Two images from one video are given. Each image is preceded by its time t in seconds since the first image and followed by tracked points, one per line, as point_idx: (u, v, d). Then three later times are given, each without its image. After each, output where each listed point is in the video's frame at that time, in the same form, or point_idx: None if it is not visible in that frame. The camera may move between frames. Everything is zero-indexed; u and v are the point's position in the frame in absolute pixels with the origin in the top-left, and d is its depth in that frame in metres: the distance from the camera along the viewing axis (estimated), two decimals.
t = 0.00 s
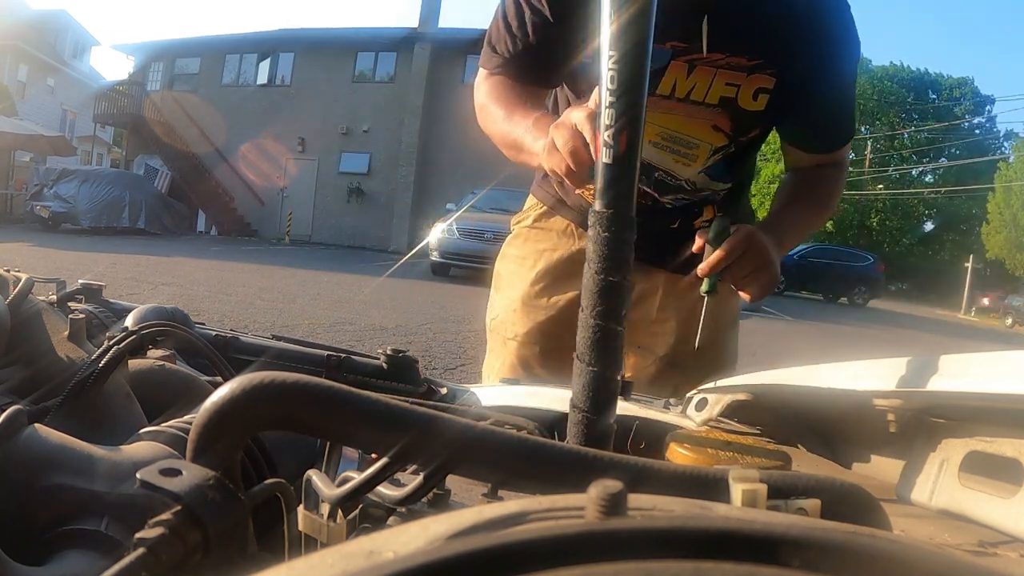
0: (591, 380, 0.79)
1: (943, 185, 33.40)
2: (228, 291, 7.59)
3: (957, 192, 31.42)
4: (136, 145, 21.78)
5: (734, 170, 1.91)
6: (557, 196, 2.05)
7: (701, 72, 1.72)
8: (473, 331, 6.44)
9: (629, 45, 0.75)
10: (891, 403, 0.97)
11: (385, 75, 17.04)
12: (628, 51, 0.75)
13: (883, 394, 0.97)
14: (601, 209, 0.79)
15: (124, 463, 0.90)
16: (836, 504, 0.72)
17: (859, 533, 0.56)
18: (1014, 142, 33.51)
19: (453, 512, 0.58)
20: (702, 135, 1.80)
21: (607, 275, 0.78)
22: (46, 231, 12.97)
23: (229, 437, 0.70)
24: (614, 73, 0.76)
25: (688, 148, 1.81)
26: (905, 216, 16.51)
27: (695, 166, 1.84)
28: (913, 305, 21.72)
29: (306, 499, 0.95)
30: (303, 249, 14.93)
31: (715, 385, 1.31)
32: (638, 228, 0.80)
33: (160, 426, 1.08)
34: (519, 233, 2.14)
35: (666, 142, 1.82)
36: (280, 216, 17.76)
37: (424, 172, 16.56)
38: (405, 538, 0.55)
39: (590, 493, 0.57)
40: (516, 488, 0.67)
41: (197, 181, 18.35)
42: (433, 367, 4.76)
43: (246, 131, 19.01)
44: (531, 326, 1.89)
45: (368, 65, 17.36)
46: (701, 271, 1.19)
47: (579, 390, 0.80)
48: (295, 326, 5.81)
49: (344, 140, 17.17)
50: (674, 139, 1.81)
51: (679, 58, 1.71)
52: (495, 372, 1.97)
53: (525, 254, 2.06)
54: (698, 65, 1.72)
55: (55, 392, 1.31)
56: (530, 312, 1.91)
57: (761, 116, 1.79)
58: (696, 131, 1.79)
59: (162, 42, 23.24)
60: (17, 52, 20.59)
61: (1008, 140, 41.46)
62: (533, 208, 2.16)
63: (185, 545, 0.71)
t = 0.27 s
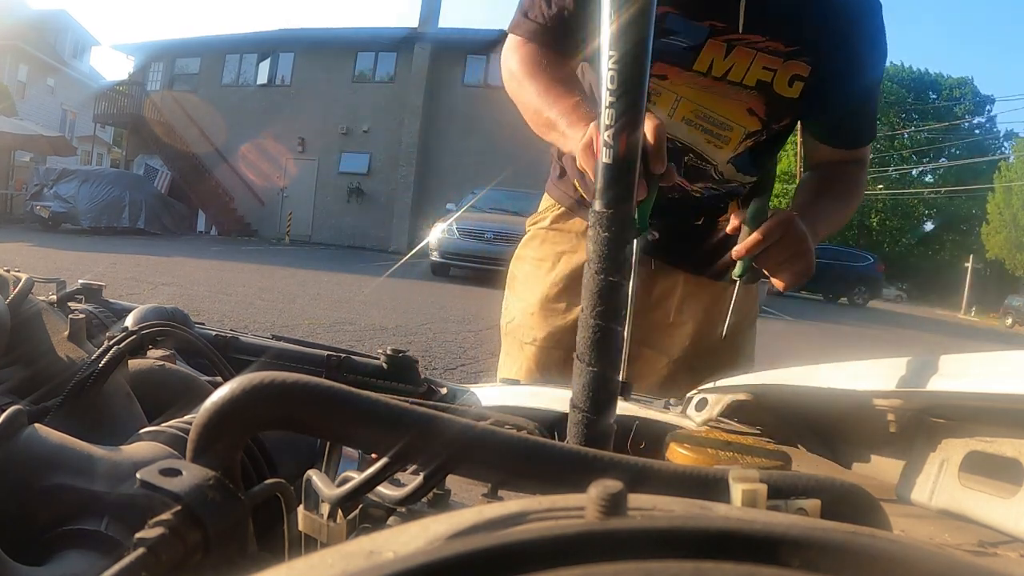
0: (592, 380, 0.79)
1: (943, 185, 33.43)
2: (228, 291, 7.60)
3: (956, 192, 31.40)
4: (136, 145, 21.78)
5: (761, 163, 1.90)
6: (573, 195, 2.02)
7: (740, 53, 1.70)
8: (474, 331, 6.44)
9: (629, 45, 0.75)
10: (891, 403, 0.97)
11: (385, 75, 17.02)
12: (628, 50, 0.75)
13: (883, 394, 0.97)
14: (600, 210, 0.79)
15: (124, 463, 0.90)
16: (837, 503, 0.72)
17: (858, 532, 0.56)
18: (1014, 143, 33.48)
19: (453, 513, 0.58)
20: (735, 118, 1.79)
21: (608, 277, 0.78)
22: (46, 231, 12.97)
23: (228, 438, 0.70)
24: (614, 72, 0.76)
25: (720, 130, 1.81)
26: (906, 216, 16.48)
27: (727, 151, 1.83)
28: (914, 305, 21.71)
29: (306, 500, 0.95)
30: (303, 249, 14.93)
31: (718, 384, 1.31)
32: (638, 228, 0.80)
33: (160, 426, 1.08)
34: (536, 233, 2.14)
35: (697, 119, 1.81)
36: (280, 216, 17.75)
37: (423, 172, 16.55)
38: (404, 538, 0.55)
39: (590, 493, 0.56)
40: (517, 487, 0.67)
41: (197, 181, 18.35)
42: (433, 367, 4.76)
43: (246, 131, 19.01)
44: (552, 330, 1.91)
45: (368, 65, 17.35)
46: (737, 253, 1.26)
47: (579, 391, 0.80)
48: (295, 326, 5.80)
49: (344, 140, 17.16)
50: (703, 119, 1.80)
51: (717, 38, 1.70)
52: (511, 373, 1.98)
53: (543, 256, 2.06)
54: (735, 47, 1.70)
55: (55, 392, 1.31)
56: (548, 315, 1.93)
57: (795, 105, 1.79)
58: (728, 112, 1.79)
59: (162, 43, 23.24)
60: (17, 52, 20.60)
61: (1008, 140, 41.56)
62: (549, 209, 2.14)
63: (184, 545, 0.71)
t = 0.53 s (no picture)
0: (591, 381, 0.79)
1: (944, 185, 33.38)
2: (228, 291, 7.60)
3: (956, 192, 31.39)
4: (136, 145, 21.78)
5: (761, 140, 1.92)
6: (570, 192, 2.03)
7: (740, 18, 1.73)
8: (474, 331, 6.43)
9: (628, 46, 0.75)
10: (891, 403, 0.97)
11: (385, 75, 17.00)
12: (628, 51, 0.75)
13: (883, 394, 0.97)
14: (600, 210, 0.79)
15: (124, 464, 0.90)
16: (836, 504, 0.72)
17: (858, 533, 0.56)
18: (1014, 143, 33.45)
19: (452, 512, 0.58)
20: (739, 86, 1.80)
21: (607, 276, 0.78)
22: (46, 231, 12.97)
23: (227, 439, 0.70)
24: (614, 72, 0.76)
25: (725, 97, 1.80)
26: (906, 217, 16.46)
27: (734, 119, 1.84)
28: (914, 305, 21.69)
29: (306, 499, 0.95)
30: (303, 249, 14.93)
31: (718, 383, 1.31)
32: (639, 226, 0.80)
33: (160, 426, 1.08)
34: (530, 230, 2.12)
35: (701, 87, 1.80)
36: (279, 217, 17.75)
37: (423, 172, 16.54)
38: (404, 538, 0.55)
39: (589, 494, 0.57)
40: (516, 488, 0.67)
41: (197, 181, 18.36)
42: (433, 367, 4.76)
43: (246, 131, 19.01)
44: (545, 329, 1.92)
45: (368, 65, 17.32)
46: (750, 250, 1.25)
47: (579, 391, 0.80)
48: (295, 326, 5.81)
49: (344, 140, 17.17)
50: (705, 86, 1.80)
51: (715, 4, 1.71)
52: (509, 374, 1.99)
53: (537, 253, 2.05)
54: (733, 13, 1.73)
55: (55, 392, 1.31)
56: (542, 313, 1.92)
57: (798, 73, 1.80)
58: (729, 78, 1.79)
59: (162, 43, 23.23)
60: (17, 51, 20.59)
61: (1008, 141, 41.56)
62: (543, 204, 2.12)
63: (184, 545, 0.71)
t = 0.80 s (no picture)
0: (591, 381, 0.79)
1: (944, 185, 33.36)
2: (228, 291, 7.60)
3: (956, 193, 31.39)
4: (136, 146, 21.76)
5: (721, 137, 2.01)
6: (539, 193, 2.11)
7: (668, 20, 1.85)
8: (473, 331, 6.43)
9: (629, 45, 0.75)
10: (892, 402, 0.97)
11: (385, 75, 17.00)
12: (628, 50, 0.75)
13: (883, 393, 0.97)
14: (600, 209, 0.79)
15: (124, 463, 0.90)
16: (836, 504, 0.72)
17: (860, 532, 0.56)
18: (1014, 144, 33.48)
19: (453, 512, 0.58)
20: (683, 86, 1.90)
21: (606, 277, 0.78)
22: (46, 231, 12.96)
23: (227, 441, 0.70)
24: (614, 72, 0.76)
25: (666, 103, 1.91)
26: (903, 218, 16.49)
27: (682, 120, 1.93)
28: (914, 305, 21.69)
29: (306, 499, 0.95)
30: (303, 249, 14.93)
31: (716, 383, 1.31)
32: (638, 226, 0.80)
33: (160, 425, 1.08)
34: (504, 232, 2.18)
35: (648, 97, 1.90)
36: (280, 216, 17.74)
37: (424, 172, 16.56)
38: (405, 538, 0.55)
39: (591, 494, 0.56)
40: (516, 487, 0.67)
41: (197, 181, 18.35)
42: (433, 367, 4.76)
43: (246, 131, 19.00)
44: (518, 328, 1.90)
45: (368, 65, 17.31)
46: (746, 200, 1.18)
47: (579, 391, 0.80)
48: (294, 326, 5.80)
49: (344, 140, 17.16)
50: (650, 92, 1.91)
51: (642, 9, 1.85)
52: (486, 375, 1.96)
53: (510, 253, 2.11)
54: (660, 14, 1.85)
55: (55, 392, 1.31)
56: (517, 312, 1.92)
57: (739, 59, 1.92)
58: (667, 80, 1.89)
59: (162, 43, 23.22)
60: (16, 52, 20.57)
61: (1008, 142, 41.53)
62: (515, 206, 2.21)
63: (185, 544, 0.71)
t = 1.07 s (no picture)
0: (591, 381, 0.79)
1: (944, 185, 33.36)
2: (228, 291, 7.60)
3: (956, 194, 31.37)
4: (136, 145, 21.77)
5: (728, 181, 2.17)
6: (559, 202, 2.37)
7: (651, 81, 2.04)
8: (473, 331, 6.44)
9: (628, 45, 0.75)
10: (892, 403, 0.97)
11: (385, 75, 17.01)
12: (628, 50, 0.75)
13: (883, 393, 0.97)
14: (600, 209, 0.79)
15: (124, 464, 0.90)
16: (835, 503, 0.72)
17: (859, 533, 0.56)
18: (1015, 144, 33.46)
19: (453, 512, 0.58)
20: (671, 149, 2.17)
21: (607, 276, 0.78)
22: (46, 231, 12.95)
23: (226, 440, 0.70)
24: (614, 73, 0.76)
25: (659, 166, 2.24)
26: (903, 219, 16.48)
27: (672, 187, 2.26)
28: (914, 306, 21.67)
29: (307, 499, 0.95)
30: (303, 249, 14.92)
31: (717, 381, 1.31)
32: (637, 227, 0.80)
33: (161, 426, 1.08)
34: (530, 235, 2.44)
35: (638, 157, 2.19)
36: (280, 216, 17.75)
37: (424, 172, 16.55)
38: (405, 538, 0.55)
39: (590, 493, 0.57)
40: (515, 487, 0.67)
41: (198, 181, 18.35)
42: (433, 367, 4.76)
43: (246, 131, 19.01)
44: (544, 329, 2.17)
45: (368, 65, 17.32)
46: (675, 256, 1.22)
47: (579, 392, 0.80)
48: (295, 326, 5.80)
49: (344, 141, 17.16)
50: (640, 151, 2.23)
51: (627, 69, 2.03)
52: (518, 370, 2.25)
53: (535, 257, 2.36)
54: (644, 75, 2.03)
55: (56, 392, 1.31)
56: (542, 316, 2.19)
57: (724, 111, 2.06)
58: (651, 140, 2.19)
59: (162, 43, 23.22)
60: (16, 51, 20.59)
61: (1009, 142, 41.55)
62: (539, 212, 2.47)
63: (185, 544, 0.71)
